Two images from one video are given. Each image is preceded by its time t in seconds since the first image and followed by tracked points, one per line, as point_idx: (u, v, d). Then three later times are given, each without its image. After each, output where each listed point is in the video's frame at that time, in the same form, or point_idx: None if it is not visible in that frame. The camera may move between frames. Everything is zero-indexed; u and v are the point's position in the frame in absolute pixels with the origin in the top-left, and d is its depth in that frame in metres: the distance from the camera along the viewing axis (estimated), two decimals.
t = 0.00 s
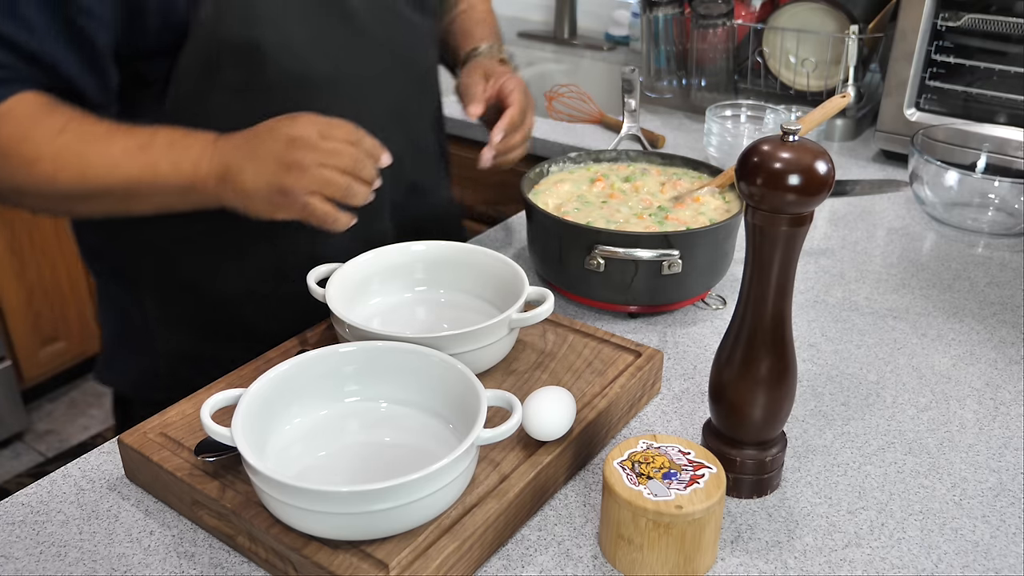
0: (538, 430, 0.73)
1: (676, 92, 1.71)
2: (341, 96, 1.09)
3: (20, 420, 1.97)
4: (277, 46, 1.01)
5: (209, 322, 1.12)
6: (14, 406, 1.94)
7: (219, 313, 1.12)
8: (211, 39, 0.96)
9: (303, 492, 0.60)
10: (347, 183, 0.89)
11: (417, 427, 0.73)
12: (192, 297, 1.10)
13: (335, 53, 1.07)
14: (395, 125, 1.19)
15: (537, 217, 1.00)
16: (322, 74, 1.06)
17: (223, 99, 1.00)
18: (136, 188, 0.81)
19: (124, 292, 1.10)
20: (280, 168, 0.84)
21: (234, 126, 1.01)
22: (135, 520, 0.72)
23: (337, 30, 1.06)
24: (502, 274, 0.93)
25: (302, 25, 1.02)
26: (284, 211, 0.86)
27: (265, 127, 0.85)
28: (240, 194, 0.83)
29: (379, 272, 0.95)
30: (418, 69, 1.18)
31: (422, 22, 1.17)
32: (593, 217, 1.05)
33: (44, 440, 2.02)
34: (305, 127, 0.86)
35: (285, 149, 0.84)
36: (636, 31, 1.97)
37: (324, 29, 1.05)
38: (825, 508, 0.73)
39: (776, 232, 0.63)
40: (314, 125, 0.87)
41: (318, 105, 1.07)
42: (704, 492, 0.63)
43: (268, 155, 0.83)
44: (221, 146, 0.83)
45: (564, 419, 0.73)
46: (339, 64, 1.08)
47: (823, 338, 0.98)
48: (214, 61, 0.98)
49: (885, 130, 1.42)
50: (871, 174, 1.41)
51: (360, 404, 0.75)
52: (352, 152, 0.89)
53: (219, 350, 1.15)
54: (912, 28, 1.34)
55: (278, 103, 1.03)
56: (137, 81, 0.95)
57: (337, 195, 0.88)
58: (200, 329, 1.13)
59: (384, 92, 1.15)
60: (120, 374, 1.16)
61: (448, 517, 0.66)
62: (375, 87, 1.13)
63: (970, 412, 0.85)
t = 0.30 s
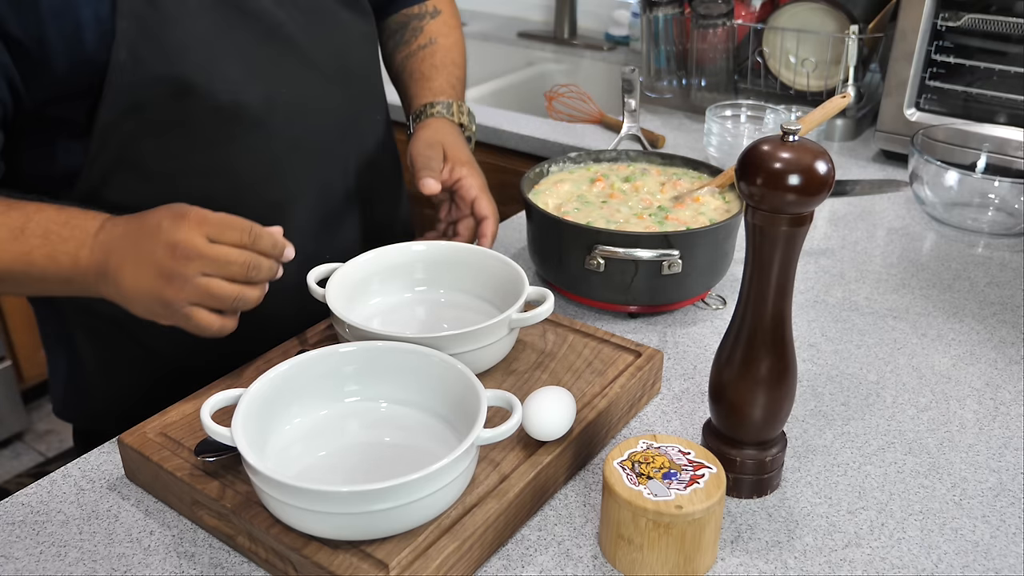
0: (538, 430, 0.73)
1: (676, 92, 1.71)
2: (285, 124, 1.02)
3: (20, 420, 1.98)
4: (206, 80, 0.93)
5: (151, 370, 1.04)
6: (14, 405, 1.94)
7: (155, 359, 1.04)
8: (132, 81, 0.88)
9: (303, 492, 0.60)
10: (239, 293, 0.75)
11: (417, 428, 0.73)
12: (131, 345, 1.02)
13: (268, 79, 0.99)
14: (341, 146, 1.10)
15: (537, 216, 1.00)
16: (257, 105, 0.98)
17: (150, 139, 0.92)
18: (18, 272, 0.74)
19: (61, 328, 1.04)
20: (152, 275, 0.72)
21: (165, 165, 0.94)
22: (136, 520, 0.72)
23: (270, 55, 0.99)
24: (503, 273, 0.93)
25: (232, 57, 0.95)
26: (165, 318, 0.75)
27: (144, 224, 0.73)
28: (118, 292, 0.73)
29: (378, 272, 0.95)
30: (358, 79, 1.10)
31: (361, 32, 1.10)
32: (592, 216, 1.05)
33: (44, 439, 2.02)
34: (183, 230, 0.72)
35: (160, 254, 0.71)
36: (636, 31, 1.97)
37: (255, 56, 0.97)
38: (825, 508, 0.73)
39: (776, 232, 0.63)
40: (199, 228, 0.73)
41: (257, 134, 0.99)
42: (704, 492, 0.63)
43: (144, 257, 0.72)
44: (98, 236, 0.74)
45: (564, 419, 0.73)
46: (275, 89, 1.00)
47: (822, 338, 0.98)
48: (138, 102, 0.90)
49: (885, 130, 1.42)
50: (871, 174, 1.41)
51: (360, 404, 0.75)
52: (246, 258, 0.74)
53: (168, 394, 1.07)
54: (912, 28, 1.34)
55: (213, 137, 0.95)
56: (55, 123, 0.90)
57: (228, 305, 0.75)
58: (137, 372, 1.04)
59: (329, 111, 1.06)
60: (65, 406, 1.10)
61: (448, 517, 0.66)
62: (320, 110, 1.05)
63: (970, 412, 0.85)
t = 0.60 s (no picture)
0: (538, 430, 0.73)
1: (676, 92, 1.71)
2: (252, 125, 1.02)
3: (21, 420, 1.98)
4: (169, 83, 0.93)
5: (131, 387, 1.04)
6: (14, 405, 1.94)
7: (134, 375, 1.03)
8: (94, 82, 0.89)
9: (303, 492, 0.60)
10: (225, 336, 0.72)
11: (417, 428, 0.73)
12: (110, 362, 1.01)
13: (233, 80, 0.99)
14: (312, 150, 1.10)
15: (537, 216, 1.00)
16: (221, 106, 0.98)
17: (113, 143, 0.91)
18: None
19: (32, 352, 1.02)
20: (140, 299, 0.70)
21: (129, 170, 0.93)
22: (136, 520, 0.72)
23: (234, 55, 0.99)
24: (503, 272, 0.93)
25: (196, 58, 0.96)
26: (139, 350, 0.72)
27: (139, 251, 0.72)
28: (95, 318, 0.70)
29: (378, 271, 0.95)
30: (329, 83, 1.11)
31: (332, 36, 1.11)
32: (592, 216, 1.05)
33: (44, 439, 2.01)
34: (183, 261, 0.71)
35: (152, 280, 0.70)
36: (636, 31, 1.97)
37: (220, 59, 0.98)
38: (825, 508, 0.73)
39: (776, 232, 0.63)
40: (198, 262, 0.72)
41: (223, 138, 0.99)
42: (704, 492, 0.63)
43: (134, 283, 0.70)
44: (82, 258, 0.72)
45: (564, 420, 0.73)
46: (242, 92, 1.00)
47: (822, 338, 0.98)
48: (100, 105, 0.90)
49: (885, 130, 1.42)
50: (871, 174, 1.41)
51: (360, 404, 0.76)
52: (241, 300, 0.73)
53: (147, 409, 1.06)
54: (912, 28, 1.34)
55: (177, 142, 0.96)
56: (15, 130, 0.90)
57: (211, 346, 0.72)
58: (117, 390, 1.03)
59: (299, 115, 1.07)
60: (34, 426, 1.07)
61: (448, 517, 0.66)
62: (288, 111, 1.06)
63: (970, 412, 0.85)
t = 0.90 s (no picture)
0: (538, 430, 0.73)
1: (676, 92, 1.71)
2: (245, 127, 1.02)
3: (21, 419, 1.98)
4: (159, 83, 0.94)
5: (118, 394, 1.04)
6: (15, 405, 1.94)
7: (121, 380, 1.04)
8: (83, 80, 0.90)
9: (303, 492, 0.60)
10: (235, 311, 0.59)
11: (417, 428, 0.73)
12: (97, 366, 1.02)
13: (226, 81, 1.00)
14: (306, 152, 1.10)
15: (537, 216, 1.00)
16: (213, 107, 0.98)
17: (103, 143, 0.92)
18: None
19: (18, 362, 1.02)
20: (152, 251, 0.58)
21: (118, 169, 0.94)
22: (136, 520, 0.72)
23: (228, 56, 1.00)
24: (504, 269, 0.93)
25: (189, 57, 0.96)
26: (138, 311, 0.59)
27: (171, 205, 0.61)
28: (96, 267, 0.60)
29: (381, 268, 0.95)
30: (325, 86, 1.11)
31: (325, 36, 1.10)
32: (592, 216, 1.05)
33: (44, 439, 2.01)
34: (216, 223, 0.60)
35: (172, 233, 0.59)
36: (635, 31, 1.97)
37: (212, 59, 0.98)
38: (825, 508, 0.73)
39: (776, 232, 0.63)
40: (230, 230, 0.61)
41: (214, 139, 0.99)
42: (704, 492, 0.63)
43: (151, 235, 0.59)
44: (95, 206, 0.62)
45: (564, 419, 0.73)
46: (235, 93, 1.00)
47: (822, 338, 0.98)
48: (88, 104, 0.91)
49: (885, 130, 1.42)
50: (871, 174, 1.41)
51: (360, 404, 0.76)
52: (265, 278, 0.60)
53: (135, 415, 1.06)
54: (912, 28, 1.35)
55: (168, 141, 0.96)
56: (4, 130, 0.91)
57: (215, 322, 0.58)
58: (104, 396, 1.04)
59: (292, 117, 1.07)
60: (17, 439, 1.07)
61: (448, 517, 0.66)
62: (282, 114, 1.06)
63: (970, 413, 0.85)
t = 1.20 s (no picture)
0: (538, 429, 0.73)
1: (676, 92, 1.71)
2: (243, 129, 1.02)
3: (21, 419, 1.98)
4: (160, 85, 0.94)
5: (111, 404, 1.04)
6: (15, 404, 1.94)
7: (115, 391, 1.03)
8: (83, 82, 0.90)
9: (303, 492, 0.60)
10: (352, 397, 0.54)
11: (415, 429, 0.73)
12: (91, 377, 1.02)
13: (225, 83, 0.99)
14: (304, 154, 1.10)
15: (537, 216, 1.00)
16: (213, 109, 0.98)
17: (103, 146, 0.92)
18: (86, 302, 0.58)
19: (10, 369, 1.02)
20: (280, 327, 0.53)
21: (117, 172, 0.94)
22: (136, 520, 0.72)
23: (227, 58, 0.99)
24: (504, 270, 0.93)
25: (189, 60, 0.96)
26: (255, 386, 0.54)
27: (300, 274, 0.57)
28: (220, 330, 0.54)
29: (380, 269, 0.95)
30: (320, 88, 1.11)
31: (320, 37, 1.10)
32: (592, 216, 1.06)
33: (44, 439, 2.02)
34: (339, 302, 0.56)
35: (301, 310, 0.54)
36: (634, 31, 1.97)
37: (212, 61, 0.98)
38: (825, 508, 0.73)
39: (776, 232, 0.63)
40: (349, 308, 0.56)
41: (215, 142, 0.99)
42: (704, 492, 0.63)
43: (280, 304, 0.54)
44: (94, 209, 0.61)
45: (564, 419, 0.73)
46: (235, 95, 1.00)
47: (822, 338, 0.98)
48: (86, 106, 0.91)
49: (885, 130, 1.42)
50: (871, 174, 1.41)
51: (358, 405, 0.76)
52: (383, 364, 0.56)
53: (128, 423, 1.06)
54: (912, 28, 1.34)
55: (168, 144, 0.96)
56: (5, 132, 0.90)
57: (328, 406, 0.54)
58: (99, 405, 1.03)
59: (290, 119, 1.07)
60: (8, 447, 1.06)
61: (448, 517, 0.66)
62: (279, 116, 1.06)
63: (970, 412, 0.85)
